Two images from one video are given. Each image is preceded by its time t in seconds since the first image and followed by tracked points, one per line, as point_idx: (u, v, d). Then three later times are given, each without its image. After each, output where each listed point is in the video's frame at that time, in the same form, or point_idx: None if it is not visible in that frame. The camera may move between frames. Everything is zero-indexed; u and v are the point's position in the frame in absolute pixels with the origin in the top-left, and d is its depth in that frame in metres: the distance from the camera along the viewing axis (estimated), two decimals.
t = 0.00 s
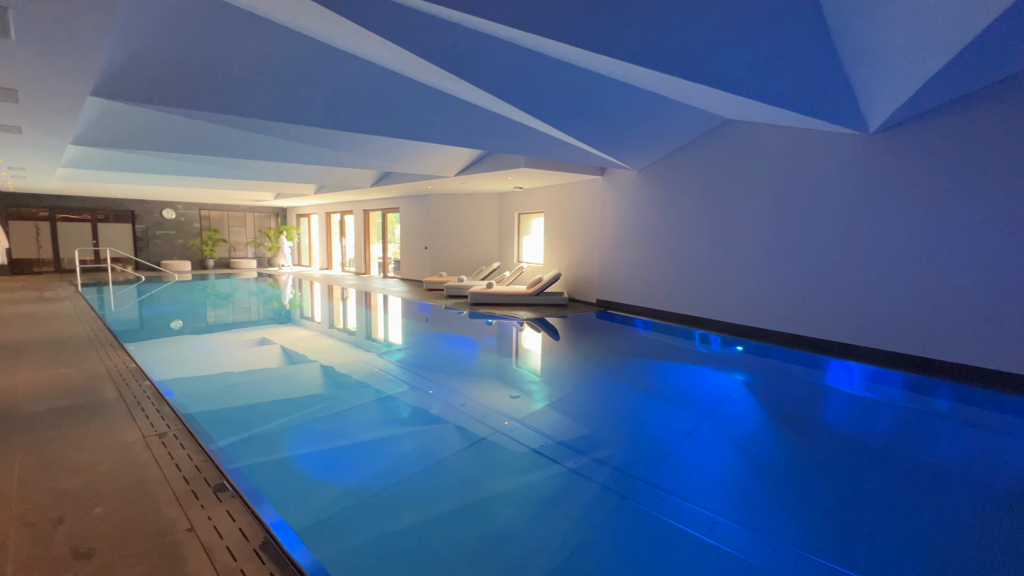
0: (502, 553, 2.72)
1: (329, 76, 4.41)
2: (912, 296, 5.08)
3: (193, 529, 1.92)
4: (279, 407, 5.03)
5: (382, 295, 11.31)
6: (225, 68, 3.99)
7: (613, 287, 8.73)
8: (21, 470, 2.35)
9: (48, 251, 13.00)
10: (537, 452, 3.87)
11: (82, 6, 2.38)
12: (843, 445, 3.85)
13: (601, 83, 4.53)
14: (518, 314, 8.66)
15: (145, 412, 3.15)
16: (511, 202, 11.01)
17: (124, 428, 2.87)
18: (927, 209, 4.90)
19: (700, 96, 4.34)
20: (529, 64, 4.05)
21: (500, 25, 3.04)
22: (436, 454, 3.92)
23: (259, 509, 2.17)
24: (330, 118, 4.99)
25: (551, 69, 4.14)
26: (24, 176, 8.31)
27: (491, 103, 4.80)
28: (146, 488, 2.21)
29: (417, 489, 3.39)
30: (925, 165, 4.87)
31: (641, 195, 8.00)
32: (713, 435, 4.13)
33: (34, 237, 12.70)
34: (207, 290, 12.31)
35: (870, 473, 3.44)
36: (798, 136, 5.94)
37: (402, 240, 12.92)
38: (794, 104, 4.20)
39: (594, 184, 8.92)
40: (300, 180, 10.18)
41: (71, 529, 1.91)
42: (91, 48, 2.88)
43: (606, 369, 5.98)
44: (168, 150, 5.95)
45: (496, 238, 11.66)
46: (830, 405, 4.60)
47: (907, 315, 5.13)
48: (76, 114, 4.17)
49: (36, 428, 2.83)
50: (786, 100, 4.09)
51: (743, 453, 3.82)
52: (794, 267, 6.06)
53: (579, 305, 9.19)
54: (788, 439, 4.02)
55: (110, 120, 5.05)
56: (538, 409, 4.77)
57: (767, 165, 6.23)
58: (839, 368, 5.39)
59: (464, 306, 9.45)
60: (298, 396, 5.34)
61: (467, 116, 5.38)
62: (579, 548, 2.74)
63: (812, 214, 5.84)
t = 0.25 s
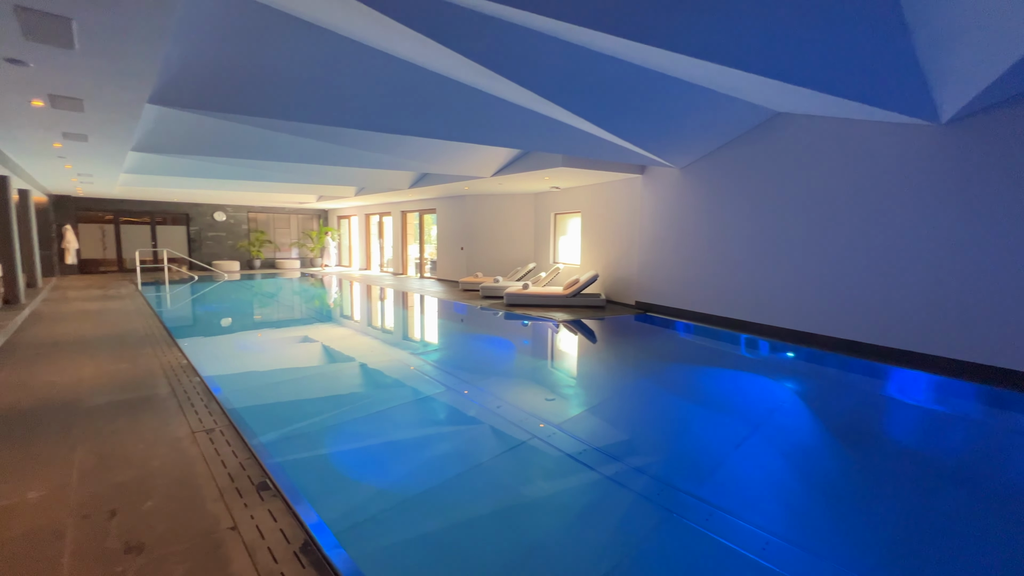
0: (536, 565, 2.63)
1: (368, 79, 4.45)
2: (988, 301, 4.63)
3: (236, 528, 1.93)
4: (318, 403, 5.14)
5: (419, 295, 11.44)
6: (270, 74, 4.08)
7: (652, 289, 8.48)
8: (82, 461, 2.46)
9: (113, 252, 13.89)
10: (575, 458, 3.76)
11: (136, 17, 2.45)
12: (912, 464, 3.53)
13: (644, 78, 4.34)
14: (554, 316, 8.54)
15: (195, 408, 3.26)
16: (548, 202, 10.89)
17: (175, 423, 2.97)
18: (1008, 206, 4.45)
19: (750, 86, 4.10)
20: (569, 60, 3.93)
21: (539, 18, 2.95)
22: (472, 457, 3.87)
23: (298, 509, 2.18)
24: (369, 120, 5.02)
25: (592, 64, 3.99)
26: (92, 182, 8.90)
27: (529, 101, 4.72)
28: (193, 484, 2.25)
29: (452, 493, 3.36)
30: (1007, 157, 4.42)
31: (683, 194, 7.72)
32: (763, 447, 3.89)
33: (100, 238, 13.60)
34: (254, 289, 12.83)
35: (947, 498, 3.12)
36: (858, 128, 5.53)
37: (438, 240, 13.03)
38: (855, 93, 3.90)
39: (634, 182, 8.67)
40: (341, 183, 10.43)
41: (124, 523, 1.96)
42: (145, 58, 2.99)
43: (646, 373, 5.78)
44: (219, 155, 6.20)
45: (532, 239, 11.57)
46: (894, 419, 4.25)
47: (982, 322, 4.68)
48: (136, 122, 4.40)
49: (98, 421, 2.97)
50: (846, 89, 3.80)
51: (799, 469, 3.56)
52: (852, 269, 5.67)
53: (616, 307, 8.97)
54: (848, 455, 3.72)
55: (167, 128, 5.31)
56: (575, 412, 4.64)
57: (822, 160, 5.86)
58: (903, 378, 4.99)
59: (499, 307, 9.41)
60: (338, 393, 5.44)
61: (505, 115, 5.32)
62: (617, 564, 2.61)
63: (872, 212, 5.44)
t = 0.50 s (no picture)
0: None
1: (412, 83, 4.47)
2: None
3: (281, 528, 1.94)
4: (360, 401, 5.22)
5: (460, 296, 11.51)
6: (318, 80, 4.17)
7: (700, 293, 8.12)
8: (141, 454, 2.56)
9: (177, 253, 14.85)
10: (619, 469, 3.60)
11: (193, 26, 2.54)
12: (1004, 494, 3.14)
13: (696, 71, 4.12)
14: (596, 320, 8.33)
15: (245, 404, 3.35)
16: (590, 204, 10.69)
17: (227, 419, 3.06)
18: None
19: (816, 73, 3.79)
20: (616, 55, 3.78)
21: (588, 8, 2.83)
22: (511, 462, 3.79)
23: (341, 509, 2.17)
24: (413, 123, 5.05)
25: (640, 58, 3.82)
26: (160, 187, 9.53)
27: (574, 97, 4.59)
28: (241, 481, 2.29)
29: (491, 499, 3.29)
30: None
31: (734, 194, 7.35)
32: (827, 466, 3.58)
33: (166, 240, 14.57)
34: (303, 289, 13.33)
35: None
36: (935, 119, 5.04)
37: (479, 243, 13.08)
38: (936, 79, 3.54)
39: (681, 182, 8.34)
40: (385, 186, 10.65)
41: (176, 516, 2.00)
42: (203, 66, 3.10)
43: (694, 381, 5.51)
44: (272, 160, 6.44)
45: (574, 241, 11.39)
46: (980, 441, 3.81)
47: None
48: (197, 129, 4.62)
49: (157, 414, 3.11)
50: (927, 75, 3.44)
51: (869, 492, 3.24)
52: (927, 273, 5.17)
53: (661, 312, 8.65)
54: (927, 479, 3.36)
55: (225, 136, 5.56)
56: (619, 420, 4.47)
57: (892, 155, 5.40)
58: (990, 396, 4.48)
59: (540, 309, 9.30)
60: (379, 392, 5.52)
61: (548, 114, 5.22)
62: None
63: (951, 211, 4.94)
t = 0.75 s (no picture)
0: None
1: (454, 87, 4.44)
2: None
3: (315, 537, 1.91)
4: (398, 402, 5.25)
5: (498, 300, 11.48)
6: (362, 86, 4.21)
7: (749, 300, 7.69)
8: (187, 452, 2.62)
9: (233, 255, 15.65)
10: (662, 485, 3.39)
11: (241, 34, 2.59)
12: None
13: (751, 65, 3.86)
14: (638, 326, 8.06)
15: (287, 405, 3.41)
16: (632, 207, 10.39)
17: (269, 419, 3.11)
18: None
19: (894, 60, 3.44)
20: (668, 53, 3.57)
21: None
22: (547, 471, 3.67)
23: (375, 520, 2.11)
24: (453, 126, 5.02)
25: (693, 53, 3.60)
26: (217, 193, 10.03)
27: (620, 94, 4.42)
28: (279, 485, 2.29)
29: (525, 509, 3.17)
30: None
31: (789, 195, 6.91)
32: (899, 495, 3.24)
33: (223, 242, 15.40)
34: (347, 291, 13.71)
35: None
36: None
37: (519, 246, 13.01)
38: None
39: (730, 184, 7.94)
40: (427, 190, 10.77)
41: (215, 518, 2.02)
42: (251, 74, 3.18)
43: (746, 394, 5.17)
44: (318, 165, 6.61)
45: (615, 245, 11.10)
46: None
47: None
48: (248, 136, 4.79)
49: (205, 412, 3.20)
50: None
51: (949, 527, 2.89)
52: (1017, 282, 4.63)
53: (708, 319, 8.26)
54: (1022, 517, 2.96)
55: (274, 143, 5.75)
56: (662, 432, 4.26)
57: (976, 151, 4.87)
58: None
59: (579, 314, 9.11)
60: (417, 393, 5.53)
61: (590, 114, 5.07)
62: None
63: None
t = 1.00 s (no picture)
0: None
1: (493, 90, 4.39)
2: None
3: (347, 546, 1.87)
4: (433, 404, 5.24)
5: (535, 304, 11.38)
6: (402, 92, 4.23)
7: (803, 309, 7.23)
8: (228, 451, 2.67)
9: (281, 257, 16.32)
10: (708, 505, 3.18)
11: (285, 41, 2.63)
12: None
13: (810, 57, 3.59)
14: (680, 334, 7.74)
15: (325, 407, 3.44)
16: (675, 210, 10.05)
17: (307, 421, 3.14)
18: None
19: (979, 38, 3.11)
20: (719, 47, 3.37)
21: None
22: (584, 483, 3.52)
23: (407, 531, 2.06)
24: (491, 129, 4.98)
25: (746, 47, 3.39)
26: (267, 198, 10.46)
27: (665, 92, 4.23)
28: (314, 489, 2.28)
29: (561, 522, 3.04)
30: None
31: (848, 197, 6.45)
32: (982, 531, 2.89)
33: (272, 245, 16.09)
34: (386, 293, 13.97)
35: None
36: None
37: (556, 250, 12.86)
38: None
39: (782, 185, 7.51)
40: (465, 194, 10.82)
41: (252, 521, 2.02)
42: (296, 81, 3.25)
43: (800, 409, 4.83)
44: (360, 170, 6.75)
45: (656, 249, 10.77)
46: None
47: None
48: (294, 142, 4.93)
49: (247, 412, 3.27)
50: None
51: None
52: None
53: (756, 328, 7.83)
54: None
55: (318, 149, 5.90)
56: (708, 446, 4.02)
57: None
58: None
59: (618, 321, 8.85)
60: (452, 396, 5.50)
61: (632, 114, 4.90)
62: None
63: None
